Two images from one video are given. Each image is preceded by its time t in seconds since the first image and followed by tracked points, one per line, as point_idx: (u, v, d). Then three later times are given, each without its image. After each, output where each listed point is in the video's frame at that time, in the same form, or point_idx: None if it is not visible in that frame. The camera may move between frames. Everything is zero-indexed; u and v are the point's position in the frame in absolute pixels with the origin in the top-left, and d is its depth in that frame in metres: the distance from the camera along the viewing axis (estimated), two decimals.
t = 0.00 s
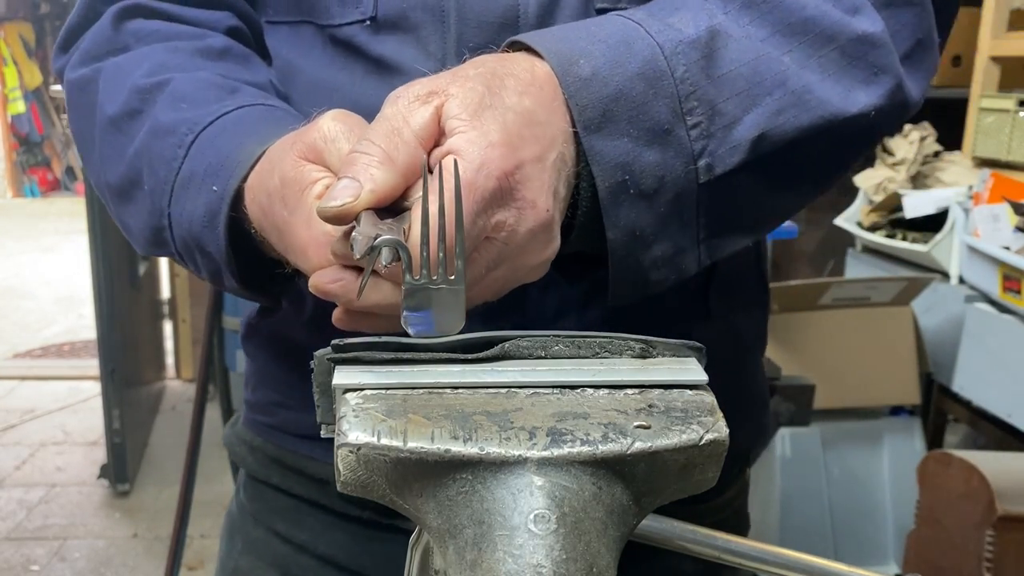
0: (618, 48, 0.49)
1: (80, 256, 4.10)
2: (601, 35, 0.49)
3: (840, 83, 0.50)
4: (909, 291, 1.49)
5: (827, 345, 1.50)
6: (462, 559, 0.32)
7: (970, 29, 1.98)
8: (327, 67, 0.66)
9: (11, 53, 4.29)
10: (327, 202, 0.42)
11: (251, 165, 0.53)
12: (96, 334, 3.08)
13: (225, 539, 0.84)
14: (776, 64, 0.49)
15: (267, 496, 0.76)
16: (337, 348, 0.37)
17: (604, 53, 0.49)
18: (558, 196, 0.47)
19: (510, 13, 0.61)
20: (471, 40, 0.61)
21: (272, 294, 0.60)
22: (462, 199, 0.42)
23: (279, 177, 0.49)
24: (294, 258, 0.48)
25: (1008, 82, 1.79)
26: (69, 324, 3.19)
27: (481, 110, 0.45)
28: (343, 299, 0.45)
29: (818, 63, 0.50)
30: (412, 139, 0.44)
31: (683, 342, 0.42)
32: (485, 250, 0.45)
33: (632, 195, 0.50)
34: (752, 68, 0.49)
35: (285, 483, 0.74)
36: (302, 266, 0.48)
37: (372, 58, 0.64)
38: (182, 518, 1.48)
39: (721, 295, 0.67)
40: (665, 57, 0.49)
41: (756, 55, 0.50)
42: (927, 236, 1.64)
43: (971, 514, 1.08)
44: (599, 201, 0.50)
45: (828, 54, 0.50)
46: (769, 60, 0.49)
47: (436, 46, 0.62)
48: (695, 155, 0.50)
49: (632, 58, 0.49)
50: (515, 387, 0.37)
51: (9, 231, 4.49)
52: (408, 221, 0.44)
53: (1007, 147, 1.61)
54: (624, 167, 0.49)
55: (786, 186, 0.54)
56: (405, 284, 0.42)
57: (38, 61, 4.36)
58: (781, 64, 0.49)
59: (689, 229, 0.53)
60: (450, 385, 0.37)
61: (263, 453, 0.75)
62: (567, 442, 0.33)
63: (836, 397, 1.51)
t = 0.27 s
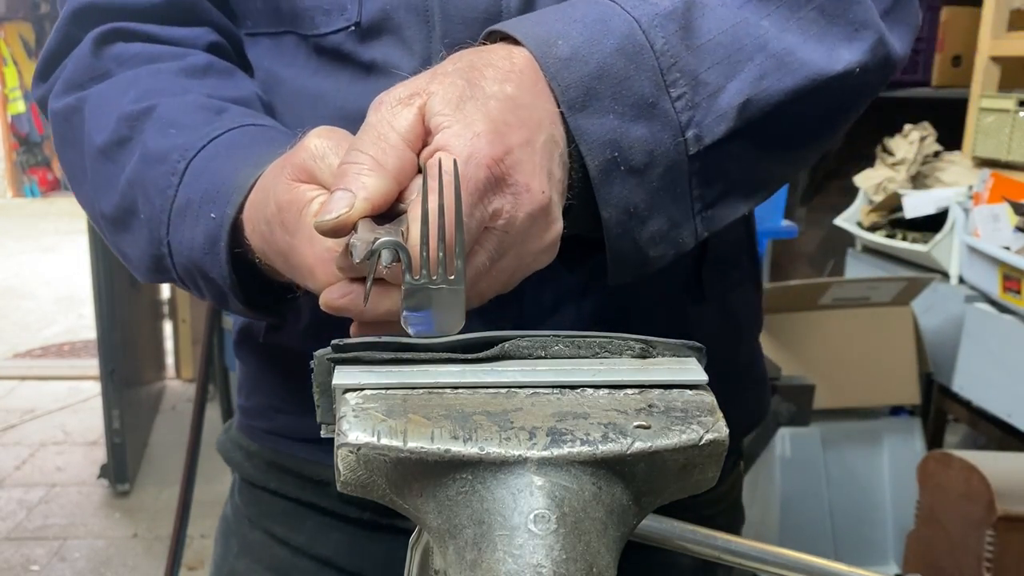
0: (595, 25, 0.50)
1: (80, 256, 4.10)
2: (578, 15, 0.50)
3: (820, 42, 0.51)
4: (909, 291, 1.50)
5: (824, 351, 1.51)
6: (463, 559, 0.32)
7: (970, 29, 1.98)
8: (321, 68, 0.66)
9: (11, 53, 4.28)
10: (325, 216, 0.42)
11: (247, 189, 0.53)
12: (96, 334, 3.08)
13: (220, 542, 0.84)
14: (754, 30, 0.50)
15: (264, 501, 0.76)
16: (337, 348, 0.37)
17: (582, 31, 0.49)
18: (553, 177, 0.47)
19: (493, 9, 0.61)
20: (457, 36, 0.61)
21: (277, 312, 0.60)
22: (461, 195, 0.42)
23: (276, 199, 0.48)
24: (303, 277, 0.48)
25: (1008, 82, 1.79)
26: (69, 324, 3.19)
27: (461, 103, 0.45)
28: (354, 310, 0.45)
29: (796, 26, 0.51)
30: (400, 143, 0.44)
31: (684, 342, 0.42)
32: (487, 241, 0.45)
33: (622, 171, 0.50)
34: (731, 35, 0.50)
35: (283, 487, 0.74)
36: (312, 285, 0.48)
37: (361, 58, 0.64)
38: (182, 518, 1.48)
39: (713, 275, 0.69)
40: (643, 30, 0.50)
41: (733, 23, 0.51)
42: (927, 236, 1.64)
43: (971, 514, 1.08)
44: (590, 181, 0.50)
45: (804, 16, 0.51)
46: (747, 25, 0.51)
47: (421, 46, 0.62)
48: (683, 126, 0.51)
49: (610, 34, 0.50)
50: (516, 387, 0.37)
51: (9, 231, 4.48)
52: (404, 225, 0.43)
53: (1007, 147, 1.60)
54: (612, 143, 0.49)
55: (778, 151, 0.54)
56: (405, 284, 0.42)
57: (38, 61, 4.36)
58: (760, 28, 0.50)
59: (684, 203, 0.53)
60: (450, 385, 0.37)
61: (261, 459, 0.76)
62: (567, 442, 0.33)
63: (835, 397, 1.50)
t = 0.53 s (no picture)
0: (595, 22, 0.50)
1: (80, 256, 4.10)
2: (579, 13, 0.50)
3: (818, 30, 0.51)
4: (909, 291, 1.49)
5: (823, 352, 1.51)
6: (462, 559, 0.32)
7: (970, 29, 1.98)
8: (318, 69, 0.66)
9: (11, 53, 4.29)
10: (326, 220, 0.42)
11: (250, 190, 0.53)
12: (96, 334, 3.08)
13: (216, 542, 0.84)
14: (752, 22, 0.51)
15: (260, 499, 0.76)
16: (337, 348, 0.37)
17: (583, 29, 0.49)
18: (556, 179, 0.47)
19: (486, 7, 0.61)
20: (450, 35, 0.61)
21: (279, 314, 0.60)
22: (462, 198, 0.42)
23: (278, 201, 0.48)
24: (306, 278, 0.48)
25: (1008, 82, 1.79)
26: (69, 324, 3.19)
27: (465, 104, 0.45)
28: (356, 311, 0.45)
29: (793, 14, 0.51)
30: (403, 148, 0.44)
31: (684, 342, 0.42)
32: (491, 243, 0.45)
33: (629, 167, 0.50)
34: (730, 27, 0.51)
35: (280, 484, 0.74)
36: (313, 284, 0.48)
37: (359, 57, 0.64)
38: (182, 518, 1.48)
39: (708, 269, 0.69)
40: (643, 26, 0.50)
41: (732, 16, 0.51)
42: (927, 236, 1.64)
43: (971, 514, 1.08)
44: (596, 180, 0.51)
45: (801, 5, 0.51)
46: (744, 17, 0.51)
47: (415, 44, 0.62)
48: (686, 120, 0.51)
49: (611, 31, 0.50)
50: (515, 388, 0.37)
51: (9, 231, 4.48)
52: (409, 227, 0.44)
53: (1006, 147, 1.60)
54: (617, 140, 0.50)
55: (780, 140, 0.54)
56: (406, 284, 0.42)
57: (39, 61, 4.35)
58: (758, 20, 0.51)
59: (690, 197, 0.53)
60: (450, 385, 0.37)
61: (257, 457, 0.75)
62: (567, 442, 0.33)
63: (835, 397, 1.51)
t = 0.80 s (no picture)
0: (623, 79, 0.49)
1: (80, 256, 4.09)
2: (604, 67, 0.50)
3: (828, 86, 0.52)
4: (909, 291, 1.48)
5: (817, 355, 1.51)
6: (463, 559, 0.32)
7: (970, 29, 1.98)
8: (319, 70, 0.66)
9: (11, 52, 4.30)
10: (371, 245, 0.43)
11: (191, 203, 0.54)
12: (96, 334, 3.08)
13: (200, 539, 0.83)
14: (771, 78, 0.51)
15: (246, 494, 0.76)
16: (337, 348, 0.37)
17: (611, 86, 0.49)
18: (535, 241, 0.48)
19: (491, 19, 0.60)
20: (455, 46, 0.60)
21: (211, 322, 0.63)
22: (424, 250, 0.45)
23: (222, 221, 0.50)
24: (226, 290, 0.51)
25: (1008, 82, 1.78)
26: (69, 324, 3.19)
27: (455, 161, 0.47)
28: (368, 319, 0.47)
29: (806, 69, 0.52)
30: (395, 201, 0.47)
31: (684, 342, 0.42)
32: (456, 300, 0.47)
33: (649, 221, 0.51)
34: (750, 84, 0.51)
35: (267, 482, 0.74)
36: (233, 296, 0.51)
37: (361, 63, 0.64)
38: (182, 519, 1.48)
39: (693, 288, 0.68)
40: (668, 84, 0.50)
41: (753, 71, 0.51)
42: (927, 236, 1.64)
43: (971, 513, 1.08)
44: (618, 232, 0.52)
45: (814, 59, 0.52)
46: (765, 73, 0.51)
47: (419, 54, 0.61)
48: (702, 175, 0.52)
49: (637, 87, 0.50)
50: (516, 388, 0.37)
51: (9, 231, 4.48)
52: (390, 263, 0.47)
53: (1007, 147, 1.60)
54: (640, 196, 0.50)
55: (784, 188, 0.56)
56: (407, 286, 0.42)
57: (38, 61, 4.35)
58: (777, 76, 0.51)
59: (701, 245, 0.55)
60: (450, 385, 0.37)
61: (245, 456, 0.75)
62: (567, 442, 0.33)
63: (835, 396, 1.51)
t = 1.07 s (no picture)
0: (652, 107, 0.51)
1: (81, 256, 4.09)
2: (636, 94, 0.51)
3: (827, 109, 0.56)
4: (909, 292, 1.49)
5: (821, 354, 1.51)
6: (462, 559, 0.32)
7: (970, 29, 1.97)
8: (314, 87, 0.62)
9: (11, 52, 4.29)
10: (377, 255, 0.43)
11: None
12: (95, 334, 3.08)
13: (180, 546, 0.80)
14: (783, 103, 0.54)
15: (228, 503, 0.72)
16: (337, 348, 0.37)
17: (641, 115, 0.51)
18: (544, 253, 0.49)
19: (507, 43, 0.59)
20: (472, 71, 0.59)
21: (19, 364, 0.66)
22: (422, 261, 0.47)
23: None
24: None
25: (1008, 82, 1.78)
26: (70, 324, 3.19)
27: (470, 180, 0.48)
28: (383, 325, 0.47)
29: (809, 93, 0.55)
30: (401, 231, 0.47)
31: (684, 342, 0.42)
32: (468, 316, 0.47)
33: (670, 238, 0.53)
34: (765, 109, 0.54)
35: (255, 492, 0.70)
36: None
37: (366, 83, 0.61)
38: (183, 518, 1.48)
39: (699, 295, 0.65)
40: (692, 111, 0.52)
41: (768, 97, 0.54)
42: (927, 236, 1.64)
43: (970, 513, 1.08)
44: (642, 249, 0.53)
45: (815, 85, 0.55)
46: (778, 99, 0.54)
47: (433, 75, 0.59)
48: (717, 195, 0.55)
49: (665, 115, 0.51)
50: (515, 388, 0.37)
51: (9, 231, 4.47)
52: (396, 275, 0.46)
53: (1007, 147, 1.60)
54: (665, 216, 0.52)
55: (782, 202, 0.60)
56: (407, 287, 0.42)
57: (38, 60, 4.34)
58: (788, 101, 0.54)
59: (711, 257, 0.57)
60: (450, 385, 0.37)
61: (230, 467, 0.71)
62: (567, 442, 0.33)
63: (835, 396, 1.50)
